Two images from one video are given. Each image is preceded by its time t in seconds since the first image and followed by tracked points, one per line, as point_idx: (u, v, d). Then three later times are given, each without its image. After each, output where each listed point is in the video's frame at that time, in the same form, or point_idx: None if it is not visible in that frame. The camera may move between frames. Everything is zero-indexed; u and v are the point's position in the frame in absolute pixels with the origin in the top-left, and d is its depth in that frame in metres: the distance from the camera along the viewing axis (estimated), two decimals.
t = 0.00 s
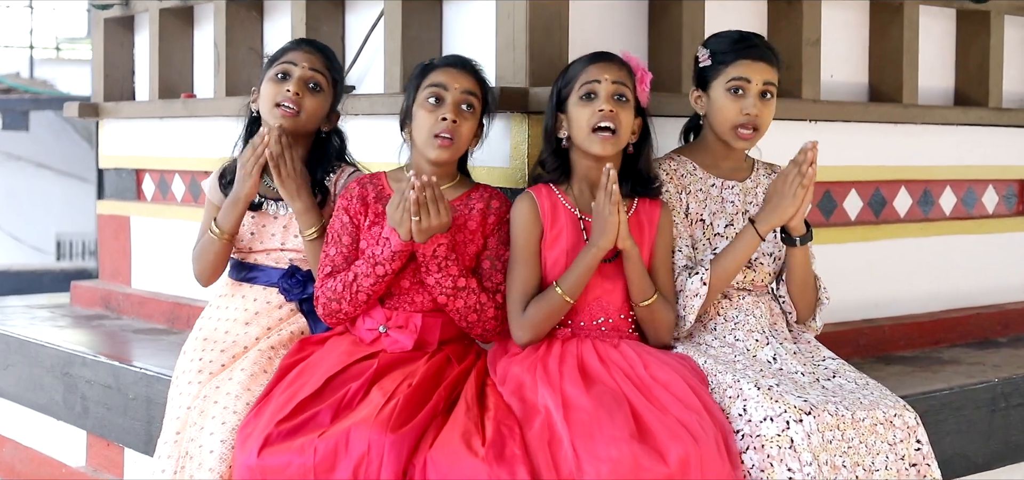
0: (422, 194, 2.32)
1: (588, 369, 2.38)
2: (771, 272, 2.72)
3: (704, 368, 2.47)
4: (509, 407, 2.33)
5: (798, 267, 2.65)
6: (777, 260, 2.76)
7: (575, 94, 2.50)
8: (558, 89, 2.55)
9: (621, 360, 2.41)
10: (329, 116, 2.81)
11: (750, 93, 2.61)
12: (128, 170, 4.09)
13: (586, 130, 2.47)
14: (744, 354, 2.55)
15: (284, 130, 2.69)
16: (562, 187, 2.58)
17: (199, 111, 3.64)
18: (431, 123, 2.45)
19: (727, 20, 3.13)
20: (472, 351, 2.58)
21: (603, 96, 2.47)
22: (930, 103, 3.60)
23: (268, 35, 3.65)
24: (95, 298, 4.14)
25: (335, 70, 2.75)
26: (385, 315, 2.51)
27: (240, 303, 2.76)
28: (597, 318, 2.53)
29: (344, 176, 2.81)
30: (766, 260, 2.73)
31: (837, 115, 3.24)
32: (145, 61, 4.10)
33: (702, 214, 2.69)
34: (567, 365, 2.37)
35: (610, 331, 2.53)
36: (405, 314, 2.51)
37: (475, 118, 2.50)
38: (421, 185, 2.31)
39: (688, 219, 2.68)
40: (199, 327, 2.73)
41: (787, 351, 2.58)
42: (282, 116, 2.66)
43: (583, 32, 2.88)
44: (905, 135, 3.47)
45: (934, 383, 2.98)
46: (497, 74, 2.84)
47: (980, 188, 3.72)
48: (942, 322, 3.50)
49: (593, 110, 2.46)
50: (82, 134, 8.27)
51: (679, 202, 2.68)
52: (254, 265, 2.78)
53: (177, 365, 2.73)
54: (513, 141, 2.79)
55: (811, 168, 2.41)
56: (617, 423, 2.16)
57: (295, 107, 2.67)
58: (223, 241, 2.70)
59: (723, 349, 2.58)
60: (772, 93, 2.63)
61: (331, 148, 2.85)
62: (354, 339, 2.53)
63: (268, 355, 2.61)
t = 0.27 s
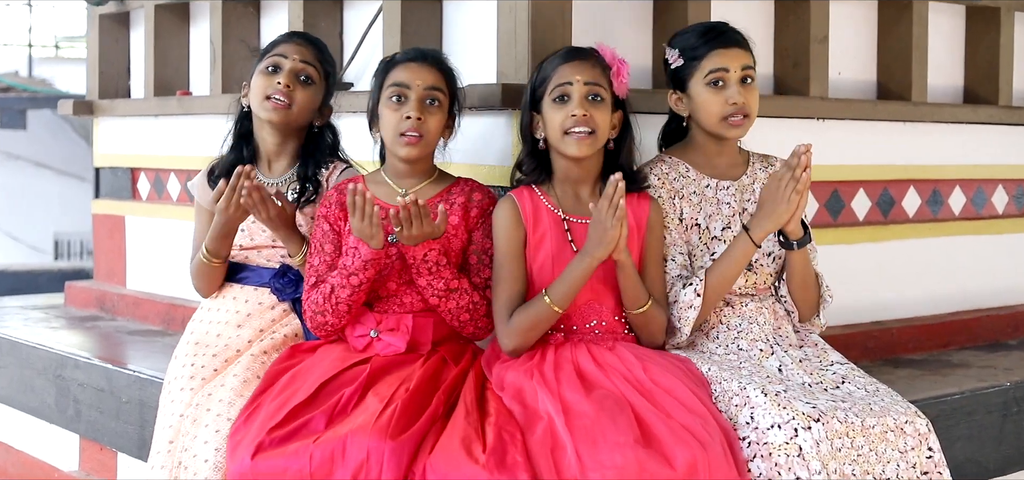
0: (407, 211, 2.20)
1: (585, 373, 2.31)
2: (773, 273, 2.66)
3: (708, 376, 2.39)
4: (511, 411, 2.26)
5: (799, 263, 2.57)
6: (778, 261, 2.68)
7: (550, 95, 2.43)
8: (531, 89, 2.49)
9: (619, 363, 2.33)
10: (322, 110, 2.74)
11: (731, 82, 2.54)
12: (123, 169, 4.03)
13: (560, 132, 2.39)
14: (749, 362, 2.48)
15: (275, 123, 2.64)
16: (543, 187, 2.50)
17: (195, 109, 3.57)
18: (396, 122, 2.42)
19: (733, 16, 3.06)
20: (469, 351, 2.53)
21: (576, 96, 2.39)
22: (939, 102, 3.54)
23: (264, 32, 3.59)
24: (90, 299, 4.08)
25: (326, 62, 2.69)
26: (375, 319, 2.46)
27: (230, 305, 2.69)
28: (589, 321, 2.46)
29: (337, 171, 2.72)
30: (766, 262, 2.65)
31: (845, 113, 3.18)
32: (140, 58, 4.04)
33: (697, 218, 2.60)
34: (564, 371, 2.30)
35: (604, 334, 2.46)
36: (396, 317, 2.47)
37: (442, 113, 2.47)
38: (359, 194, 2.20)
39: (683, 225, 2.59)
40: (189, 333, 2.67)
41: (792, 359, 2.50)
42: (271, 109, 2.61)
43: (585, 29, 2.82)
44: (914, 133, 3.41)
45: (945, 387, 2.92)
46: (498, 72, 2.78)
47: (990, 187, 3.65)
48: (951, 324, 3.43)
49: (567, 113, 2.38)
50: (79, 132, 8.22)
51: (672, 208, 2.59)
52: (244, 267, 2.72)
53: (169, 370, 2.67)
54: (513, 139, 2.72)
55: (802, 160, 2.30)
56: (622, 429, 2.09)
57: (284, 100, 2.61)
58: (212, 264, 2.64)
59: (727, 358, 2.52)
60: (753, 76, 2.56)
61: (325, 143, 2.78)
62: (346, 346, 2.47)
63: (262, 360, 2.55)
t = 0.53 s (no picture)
0: (398, 227, 2.13)
1: (585, 379, 2.23)
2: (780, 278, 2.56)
3: (712, 385, 2.34)
4: (513, 419, 2.18)
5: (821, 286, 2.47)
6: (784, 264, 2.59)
7: (535, 113, 2.35)
8: (515, 103, 2.41)
9: (620, 370, 2.26)
10: (311, 105, 2.67)
11: (715, 89, 2.46)
12: (118, 170, 3.96)
13: (548, 151, 2.33)
14: (756, 371, 2.43)
15: (264, 130, 2.58)
16: (533, 196, 2.45)
17: (191, 109, 3.51)
18: (366, 125, 2.38)
19: (739, 14, 3.00)
20: (467, 354, 2.44)
21: (563, 116, 2.32)
22: (949, 102, 3.47)
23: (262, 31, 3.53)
24: (86, 302, 4.01)
25: (308, 59, 2.63)
26: (367, 324, 2.39)
27: (225, 308, 2.64)
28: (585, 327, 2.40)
29: (332, 171, 2.66)
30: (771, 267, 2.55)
31: (854, 114, 3.12)
32: (136, 58, 3.98)
33: (701, 225, 2.51)
34: (564, 377, 2.22)
35: (603, 339, 2.40)
36: (387, 321, 2.39)
37: (415, 113, 2.43)
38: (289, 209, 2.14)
39: (686, 234, 2.50)
40: (184, 337, 2.61)
41: (799, 368, 2.45)
42: (257, 116, 2.55)
43: (588, 27, 2.76)
44: (923, 134, 3.34)
45: (957, 393, 2.85)
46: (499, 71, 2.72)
47: (1000, 189, 3.59)
48: (962, 329, 3.37)
49: (554, 133, 2.31)
50: (80, 132, 7.77)
51: (673, 216, 2.50)
52: (239, 268, 2.65)
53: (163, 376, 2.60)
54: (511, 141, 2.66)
55: (837, 215, 2.06)
56: (626, 437, 2.02)
57: (269, 105, 2.55)
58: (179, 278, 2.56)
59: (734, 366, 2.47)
60: (739, 75, 2.48)
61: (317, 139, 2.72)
62: (340, 353, 2.40)
63: (259, 364, 2.47)
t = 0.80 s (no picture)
0: (423, 230, 2.10)
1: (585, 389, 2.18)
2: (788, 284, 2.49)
3: (717, 394, 2.28)
4: (512, 430, 2.12)
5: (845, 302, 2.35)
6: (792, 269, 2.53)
7: (527, 107, 2.30)
8: (506, 100, 2.36)
9: (622, 379, 2.20)
10: (291, 97, 2.60)
11: (716, 91, 2.41)
12: (112, 173, 3.90)
13: (546, 147, 2.26)
14: (763, 380, 2.36)
15: (245, 131, 2.53)
16: (530, 202, 2.38)
17: (185, 111, 3.46)
18: (348, 131, 2.33)
19: (743, 14, 2.95)
20: (461, 359, 2.35)
21: (556, 106, 2.26)
22: (955, 103, 3.42)
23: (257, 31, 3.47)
24: (78, 307, 3.95)
25: (280, 51, 2.56)
26: (359, 331, 2.33)
27: (214, 313, 2.58)
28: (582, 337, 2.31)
29: (321, 170, 2.57)
30: (779, 272, 2.49)
31: (859, 115, 3.06)
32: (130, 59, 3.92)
33: (708, 230, 2.45)
34: (563, 386, 2.17)
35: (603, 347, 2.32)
36: (379, 327, 2.34)
37: (395, 111, 2.37)
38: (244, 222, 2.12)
39: (693, 238, 2.44)
40: (174, 345, 2.55)
41: (806, 378, 2.39)
42: (232, 118, 2.50)
43: (589, 27, 2.70)
44: (929, 137, 3.29)
45: (965, 400, 2.80)
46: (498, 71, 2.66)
47: (1007, 192, 3.54)
48: (969, 334, 3.31)
49: (548, 125, 2.25)
50: (77, 135, 7.71)
51: (680, 220, 2.44)
52: (229, 272, 2.60)
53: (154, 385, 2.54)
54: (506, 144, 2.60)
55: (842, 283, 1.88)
56: (629, 450, 1.96)
57: (241, 105, 2.49)
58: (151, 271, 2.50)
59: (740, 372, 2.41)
60: (741, 75, 2.43)
61: (303, 133, 2.64)
62: (333, 362, 2.35)
63: (251, 372, 2.41)
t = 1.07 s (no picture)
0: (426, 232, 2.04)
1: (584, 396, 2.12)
2: (797, 289, 2.43)
3: (721, 399, 2.22)
4: (509, 438, 2.07)
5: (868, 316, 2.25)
6: (802, 276, 2.46)
7: (530, 107, 2.25)
8: (510, 101, 2.31)
9: (622, 387, 2.14)
10: (273, 101, 2.55)
11: (723, 88, 2.36)
12: (104, 174, 3.85)
13: (547, 149, 2.22)
14: (769, 384, 2.30)
15: (221, 128, 2.50)
16: (531, 205, 2.34)
17: (178, 112, 3.41)
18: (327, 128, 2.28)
19: (744, 12, 2.90)
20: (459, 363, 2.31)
21: (560, 108, 2.22)
22: (960, 103, 3.37)
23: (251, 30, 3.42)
24: (71, 310, 3.90)
25: (266, 52, 2.52)
26: (352, 337, 2.29)
27: (198, 318, 2.53)
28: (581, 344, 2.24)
29: (299, 166, 2.53)
30: (790, 277, 2.42)
31: (862, 115, 3.01)
32: (122, 58, 3.87)
33: (719, 231, 2.40)
34: (563, 393, 2.11)
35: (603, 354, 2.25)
36: (373, 333, 2.28)
37: (378, 111, 2.31)
38: (223, 230, 2.08)
39: (703, 239, 2.39)
40: (161, 352, 2.51)
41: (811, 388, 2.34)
42: (209, 115, 2.46)
43: (587, 25, 2.65)
44: (934, 137, 3.24)
45: (971, 405, 2.74)
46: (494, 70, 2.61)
47: (1012, 193, 3.49)
48: (973, 338, 3.26)
49: (550, 126, 2.21)
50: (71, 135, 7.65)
51: (691, 221, 2.38)
52: (210, 277, 2.56)
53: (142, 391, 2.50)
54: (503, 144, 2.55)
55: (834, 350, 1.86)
56: (629, 459, 1.90)
57: (219, 104, 2.45)
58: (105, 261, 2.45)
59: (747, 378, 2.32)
60: (750, 74, 2.37)
61: (282, 137, 2.59)
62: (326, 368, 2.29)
63: (239, 378, 2.38)
